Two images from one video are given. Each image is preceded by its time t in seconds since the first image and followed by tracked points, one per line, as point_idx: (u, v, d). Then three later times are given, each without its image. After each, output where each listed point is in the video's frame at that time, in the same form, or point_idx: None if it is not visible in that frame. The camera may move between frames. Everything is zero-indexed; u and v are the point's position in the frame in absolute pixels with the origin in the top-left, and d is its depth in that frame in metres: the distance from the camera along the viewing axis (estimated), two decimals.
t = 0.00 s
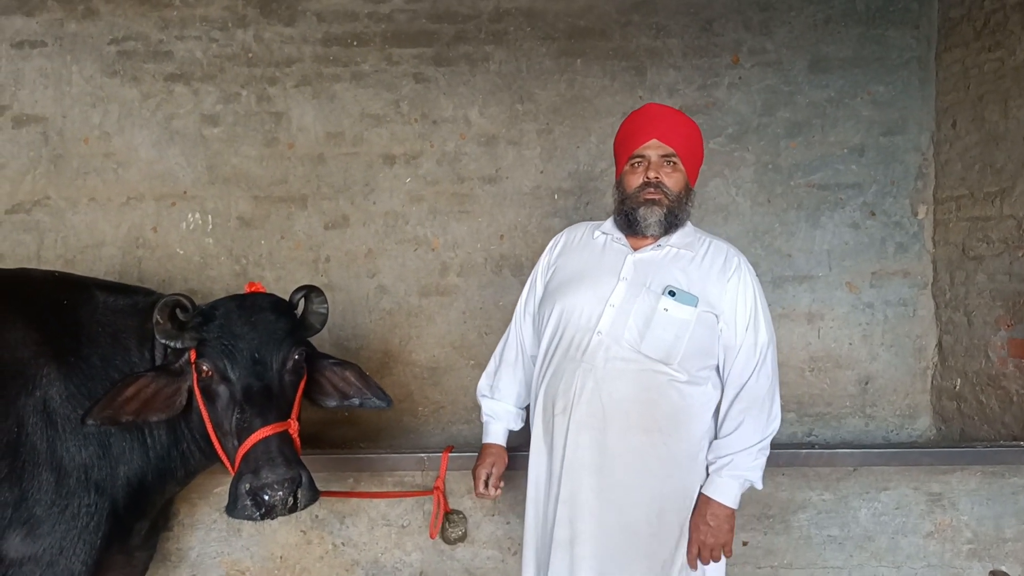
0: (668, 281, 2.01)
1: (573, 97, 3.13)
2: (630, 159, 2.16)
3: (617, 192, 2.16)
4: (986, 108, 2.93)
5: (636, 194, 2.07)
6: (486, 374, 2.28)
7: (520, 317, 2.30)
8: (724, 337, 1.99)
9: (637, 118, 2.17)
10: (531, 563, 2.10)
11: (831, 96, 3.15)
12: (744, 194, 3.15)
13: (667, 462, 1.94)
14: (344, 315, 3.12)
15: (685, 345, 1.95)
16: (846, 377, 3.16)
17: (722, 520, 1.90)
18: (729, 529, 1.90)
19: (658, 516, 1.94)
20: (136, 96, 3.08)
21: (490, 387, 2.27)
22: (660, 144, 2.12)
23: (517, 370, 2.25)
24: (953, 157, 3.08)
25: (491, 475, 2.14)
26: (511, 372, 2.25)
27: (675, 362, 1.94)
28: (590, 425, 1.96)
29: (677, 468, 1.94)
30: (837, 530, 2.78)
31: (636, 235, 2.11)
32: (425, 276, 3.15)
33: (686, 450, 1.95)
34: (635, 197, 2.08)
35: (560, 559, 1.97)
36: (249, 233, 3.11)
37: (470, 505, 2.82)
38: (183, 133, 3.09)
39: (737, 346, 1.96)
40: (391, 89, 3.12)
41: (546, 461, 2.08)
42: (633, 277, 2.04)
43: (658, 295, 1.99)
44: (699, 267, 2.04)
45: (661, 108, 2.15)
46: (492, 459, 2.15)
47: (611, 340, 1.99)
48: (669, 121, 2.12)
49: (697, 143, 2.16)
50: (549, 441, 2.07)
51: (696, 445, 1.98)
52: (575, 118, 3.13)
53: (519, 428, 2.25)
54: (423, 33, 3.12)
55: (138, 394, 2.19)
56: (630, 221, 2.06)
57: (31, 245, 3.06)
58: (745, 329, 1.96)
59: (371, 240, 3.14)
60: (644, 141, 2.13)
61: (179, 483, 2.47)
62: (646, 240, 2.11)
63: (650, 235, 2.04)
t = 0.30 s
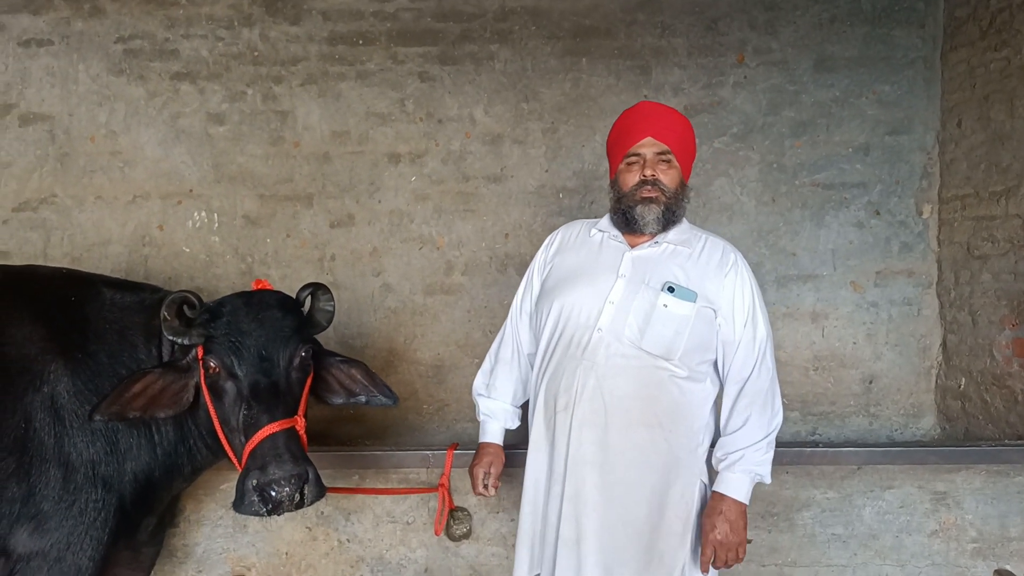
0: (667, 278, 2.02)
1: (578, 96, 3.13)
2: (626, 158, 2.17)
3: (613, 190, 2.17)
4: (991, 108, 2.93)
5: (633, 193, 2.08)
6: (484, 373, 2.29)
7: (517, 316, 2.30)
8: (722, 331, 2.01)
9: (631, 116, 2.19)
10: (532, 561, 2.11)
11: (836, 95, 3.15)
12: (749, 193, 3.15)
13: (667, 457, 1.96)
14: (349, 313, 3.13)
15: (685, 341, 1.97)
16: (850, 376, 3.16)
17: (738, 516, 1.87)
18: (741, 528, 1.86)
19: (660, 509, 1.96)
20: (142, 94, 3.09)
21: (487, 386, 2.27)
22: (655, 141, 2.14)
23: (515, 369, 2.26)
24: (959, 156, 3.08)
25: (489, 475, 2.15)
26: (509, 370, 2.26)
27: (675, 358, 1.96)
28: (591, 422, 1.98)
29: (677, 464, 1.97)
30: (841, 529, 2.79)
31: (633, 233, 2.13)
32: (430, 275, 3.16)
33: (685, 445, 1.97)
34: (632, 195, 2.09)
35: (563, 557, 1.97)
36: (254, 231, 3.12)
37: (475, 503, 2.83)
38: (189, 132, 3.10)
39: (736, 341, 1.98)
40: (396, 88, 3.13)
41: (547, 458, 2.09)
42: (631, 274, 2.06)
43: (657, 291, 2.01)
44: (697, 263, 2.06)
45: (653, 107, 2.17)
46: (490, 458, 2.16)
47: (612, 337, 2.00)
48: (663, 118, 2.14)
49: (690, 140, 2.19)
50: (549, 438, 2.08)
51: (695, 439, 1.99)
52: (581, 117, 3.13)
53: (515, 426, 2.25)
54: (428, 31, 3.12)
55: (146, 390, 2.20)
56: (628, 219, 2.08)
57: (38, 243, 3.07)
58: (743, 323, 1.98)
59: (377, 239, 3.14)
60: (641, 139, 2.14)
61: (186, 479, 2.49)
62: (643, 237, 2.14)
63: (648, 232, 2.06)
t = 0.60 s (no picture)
0: (671, 276, 2.03)
1: (586, 95, 3.13)
2: (618, 162, 2.17)
3: (611, 195, 2.18)
4: (1001, 108, 2.92)
5: (632, 195, 2.09)
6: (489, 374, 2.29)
7: (521, 319, 2.31)
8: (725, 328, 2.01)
9: (614, 123, 2.20)
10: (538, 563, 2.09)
11: (845, 95, 3.14)
12: (757, 193, 3.14)
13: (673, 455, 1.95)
14: (356, 311, 3.13)
15: (690, 339, 1.97)
16: (858, 377, 3.14)
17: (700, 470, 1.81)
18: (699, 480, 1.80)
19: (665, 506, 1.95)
20: (151, 92, 3.10)
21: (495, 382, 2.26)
22: (644, 140, 2.14)
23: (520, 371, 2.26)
24: (968, 157, 3.06)
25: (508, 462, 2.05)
26: (514, 370, 2.25)
27: (681, 357, 1.96)
28: (597, 422, 1.97)
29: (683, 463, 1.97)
30: (849, 530, 2.78)
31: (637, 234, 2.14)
32: (437, 273, 3.15)
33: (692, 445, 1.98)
34: (631, 198, 2.09)
35: (572, 558, 1.97)
36: (262, 229, 3.12)
37: (481, 502, 2.82)
38: (198, 130, 3.10)
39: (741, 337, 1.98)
40: (404, 86, 3.13)
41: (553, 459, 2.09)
42: (635, 273, 2.07)
43: (662, 290, 2.01)
44: (701, 261, 2.06)
45: (635, 107, 2.17)
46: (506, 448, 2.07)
47: (617, 336, 2.00)
48: (647, 116, 2.14)
49: (679, 132, 2.18)
50: (556, 439, 2.08)
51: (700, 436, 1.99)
52: (589, 116, 3.13)
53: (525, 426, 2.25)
54: (436, 30, 3.12)
55: (155, 387, 2.20)
56: (631, 222, 2.08)
57: (46, 240, 3.08)
58: (747, 318, 1.98)
59: (384, 237, 3.14)
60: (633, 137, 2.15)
61: (194, 476, 2.49)
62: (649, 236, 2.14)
63: (654, 232, 2.07)
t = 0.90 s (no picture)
0: (675, 273, 2.03)
1: (594, 94, 3.12)
2: (627, 159, 2.18)
3: (618, 191, 2.19)
4: (1011, 107, 2.93)
5: (636, 193, 2.10)
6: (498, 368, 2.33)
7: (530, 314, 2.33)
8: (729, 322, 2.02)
9: (627, 119, 2.19)
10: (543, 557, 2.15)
11: (853, 94, 3.13)
12: (765, 193, 3.13)
13: (674, 451, 1.98)
14: (363, 310, 3.13)
15: (692, 335, 1.97)
16: (866, 377, 3.13)
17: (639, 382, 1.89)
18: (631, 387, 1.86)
19: (665, 500, 1.98)
20: (159, 91, 3.10)
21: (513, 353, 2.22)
22: (652, 140, 2.13)
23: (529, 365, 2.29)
24: (977, 156, 3.05)
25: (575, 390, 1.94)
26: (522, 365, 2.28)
27: (683, 352, 1.97)
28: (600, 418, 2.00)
29: (686, 458, 1.99)
30: (857, 530, 2.77)
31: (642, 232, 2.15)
32: (444, 272, 3.15)
33: (694, 441, 2.00)
34: (636, 196, 2.10)
35: (573, 551, 2.02)
36: (269, 228, 3.12)
37: (488, 501, 2.82)
38: (206, 129, 3.11)
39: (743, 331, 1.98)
40: (412, 85, 3.13)
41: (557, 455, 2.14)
42: (639, 268, 2.08)
43: (665, 286, 2.01)
44: (706, 257, 2.06)
45: (648, 104, 2.16)
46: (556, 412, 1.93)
47: (621, 333, 2.01)
48: (658, 115, 2.13)
49: (690, 132, 2.17)
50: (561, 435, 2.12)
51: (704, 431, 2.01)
52: (596, 115, 3.12)
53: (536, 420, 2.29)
54: (444, 29, 3.12)
55: (163, 386, 2.21)
56: (634, 220, 2.10)
57: (55, 238, 3.09)
58: (750, 312, 1.97)
59: (391, 236, 3.14)
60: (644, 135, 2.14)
61: (202, 475, 2.50)
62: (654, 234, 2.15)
63: (654, 232, 2.08)
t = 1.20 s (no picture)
0: (680, 272, 2.04)
1: (604, 93, 3.12)
2: (634, 157, 2.17)
3: (624, 189, 2.19)
4: None
5: (642, 191, 2.09)
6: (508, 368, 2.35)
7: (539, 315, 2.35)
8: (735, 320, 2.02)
9: (637, 117, 2.19)
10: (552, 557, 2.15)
11: (865, 95, 3.12)
12: (776, 193, 3.12)
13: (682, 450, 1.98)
14: (372, 308, 3.14)
15: (698, 334, 1.98)
16: (876, 379, 3.11)
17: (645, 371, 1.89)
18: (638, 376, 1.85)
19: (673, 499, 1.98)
20: (170, 89, 3.11)
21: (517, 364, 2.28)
22: (661, 140, 2.13)
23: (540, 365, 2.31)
24: (990, 157, 3.04)
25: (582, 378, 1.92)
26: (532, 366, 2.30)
27: (690, 351, 1.97)
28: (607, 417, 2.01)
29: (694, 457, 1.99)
30: (866, 532, 2.76)
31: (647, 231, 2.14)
32: (453, 271, 3.15)
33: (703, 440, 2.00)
34: (642, 194, 2.10)
35: (582, 551, 2.02)
36: (279, 226, 3.13)
37: (496, 499, 2.82)
38: (217, 126, 3.12)
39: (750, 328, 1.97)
40: (422, 84, 3.13)
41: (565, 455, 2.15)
42: (644, 267, 2.09)
43: (671, 285, 2.02)
44: (712, 255, 2.06)
45: (657, 104, 2.16)
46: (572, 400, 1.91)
47: (627, 333, 2.03)
48: (667, 115, 2.12)
49: (698, 133, 2.16)
50: (569, 435, 2.13)
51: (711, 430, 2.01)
52: (606, 115, 3.12)
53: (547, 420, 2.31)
54: (454, 27, 3.12)
55: (174, 382, 2.22)
56: (638, 218, 2.10)
57: (67, 235, 3.10)
58: (756, 310, 1.97)
59: (400, 235, 3.15)
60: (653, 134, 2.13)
61: (211, 471, 2.52)
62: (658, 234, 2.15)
63: (658, 231, 2.07)
